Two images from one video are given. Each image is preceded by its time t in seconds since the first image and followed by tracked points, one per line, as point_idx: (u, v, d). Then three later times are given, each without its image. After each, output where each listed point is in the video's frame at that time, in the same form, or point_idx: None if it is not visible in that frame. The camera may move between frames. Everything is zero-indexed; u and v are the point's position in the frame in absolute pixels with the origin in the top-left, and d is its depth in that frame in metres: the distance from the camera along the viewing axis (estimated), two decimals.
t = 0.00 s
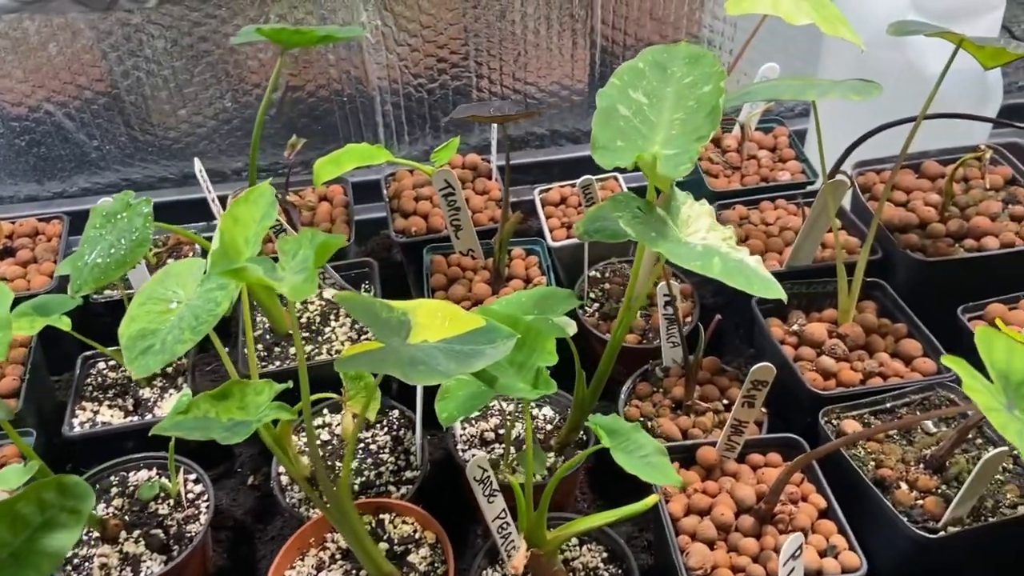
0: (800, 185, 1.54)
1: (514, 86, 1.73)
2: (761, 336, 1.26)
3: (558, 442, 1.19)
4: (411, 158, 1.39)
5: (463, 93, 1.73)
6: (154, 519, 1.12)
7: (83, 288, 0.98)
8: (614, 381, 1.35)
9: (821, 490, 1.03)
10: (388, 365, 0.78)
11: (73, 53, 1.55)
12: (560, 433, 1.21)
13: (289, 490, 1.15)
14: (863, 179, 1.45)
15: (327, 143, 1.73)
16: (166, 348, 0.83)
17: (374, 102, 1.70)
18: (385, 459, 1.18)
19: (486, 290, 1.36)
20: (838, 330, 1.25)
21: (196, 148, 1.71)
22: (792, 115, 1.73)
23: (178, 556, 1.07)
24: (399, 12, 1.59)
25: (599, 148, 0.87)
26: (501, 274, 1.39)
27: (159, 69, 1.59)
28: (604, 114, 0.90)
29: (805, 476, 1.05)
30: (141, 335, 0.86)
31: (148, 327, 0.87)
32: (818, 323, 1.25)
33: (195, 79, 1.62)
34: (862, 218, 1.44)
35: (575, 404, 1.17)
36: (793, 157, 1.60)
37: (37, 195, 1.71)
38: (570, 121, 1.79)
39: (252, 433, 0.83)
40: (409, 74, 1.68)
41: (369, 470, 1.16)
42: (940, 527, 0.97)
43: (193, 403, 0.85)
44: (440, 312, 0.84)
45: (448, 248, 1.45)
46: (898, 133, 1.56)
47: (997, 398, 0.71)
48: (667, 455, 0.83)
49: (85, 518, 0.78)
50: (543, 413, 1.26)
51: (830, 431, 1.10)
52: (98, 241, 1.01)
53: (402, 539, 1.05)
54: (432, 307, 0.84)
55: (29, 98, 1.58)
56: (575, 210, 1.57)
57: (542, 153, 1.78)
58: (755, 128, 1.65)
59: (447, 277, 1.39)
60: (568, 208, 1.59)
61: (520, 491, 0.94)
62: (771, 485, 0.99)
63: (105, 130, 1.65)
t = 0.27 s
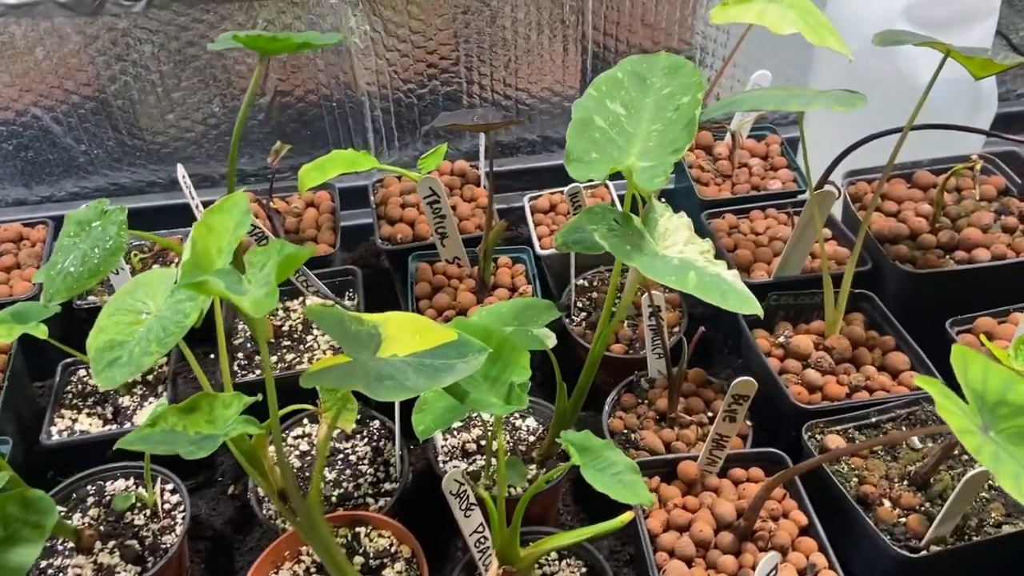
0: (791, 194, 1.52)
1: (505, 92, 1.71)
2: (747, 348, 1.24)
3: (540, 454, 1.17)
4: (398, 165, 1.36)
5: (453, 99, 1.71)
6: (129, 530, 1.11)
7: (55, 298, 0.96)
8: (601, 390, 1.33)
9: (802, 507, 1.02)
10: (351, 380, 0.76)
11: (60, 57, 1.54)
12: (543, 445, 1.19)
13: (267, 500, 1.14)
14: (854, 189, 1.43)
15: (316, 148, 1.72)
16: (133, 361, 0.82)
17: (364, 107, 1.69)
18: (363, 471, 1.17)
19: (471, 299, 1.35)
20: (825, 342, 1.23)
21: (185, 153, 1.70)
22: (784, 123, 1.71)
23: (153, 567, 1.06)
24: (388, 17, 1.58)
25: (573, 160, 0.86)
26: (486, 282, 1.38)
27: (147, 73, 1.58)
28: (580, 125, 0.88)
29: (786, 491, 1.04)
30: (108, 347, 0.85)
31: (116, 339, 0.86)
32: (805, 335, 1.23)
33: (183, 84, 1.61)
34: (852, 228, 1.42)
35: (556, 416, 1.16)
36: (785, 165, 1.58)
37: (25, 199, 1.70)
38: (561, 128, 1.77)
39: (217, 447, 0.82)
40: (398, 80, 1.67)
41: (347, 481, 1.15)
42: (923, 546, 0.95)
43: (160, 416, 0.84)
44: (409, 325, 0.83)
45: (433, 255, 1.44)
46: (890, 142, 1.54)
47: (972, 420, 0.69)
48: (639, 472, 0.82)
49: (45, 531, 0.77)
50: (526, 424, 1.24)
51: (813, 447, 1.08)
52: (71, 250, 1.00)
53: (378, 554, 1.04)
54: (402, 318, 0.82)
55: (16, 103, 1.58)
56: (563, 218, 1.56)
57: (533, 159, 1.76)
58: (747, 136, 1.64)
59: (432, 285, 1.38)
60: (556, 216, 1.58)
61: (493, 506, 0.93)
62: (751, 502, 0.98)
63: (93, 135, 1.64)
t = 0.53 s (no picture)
0: (789, 201, 1.49)
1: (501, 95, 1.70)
2: (740, 358, 1.22)
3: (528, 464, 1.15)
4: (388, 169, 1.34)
5: (449, 101, 1.70)
6: (110, 537, 1.10)
7: (33, 302, 0.95)
8: (593, 399, 1.31)
9: (792, 522, 0.99)
10: (323, 392, 0.74)
11: (53, 57, 1.53)
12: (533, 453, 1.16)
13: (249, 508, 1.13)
14: (853, 197, 1.40)
15: (310, 150, 1.71)
16: (105, 368, 0.80)
17: (359, 109, 1.67)
18: (348, 480, 1.15)
19: (461, 305, 1.33)
20: (819, 353, 1.21)
21: (179, 154, 1.68)
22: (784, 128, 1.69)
23: None
24: (383, 19, 1.56)
25: (554, 165, 0.84)
26: (476, 288, 1.36)
27: (140, 74, 1.57)
28: (564, 130, 0.86)
29: (776, 507, 1.01)
30: (82, 354, 0.83)
31: (89, 346, 0.84)
32: (799, 346, 1.21)
33: (177, 84, 1.59)
34: (851, 236, 1.40)
35: (543, 426, 1.14)
36: (784, 172, 1.56)
37: (18, 200, 1.69)
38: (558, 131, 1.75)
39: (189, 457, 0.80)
40: (394, 82, 1.65)
41: (331, 490, 1.13)
42: (915, 565, 0.93)
43: (132, 425, 0.82)
44: (385, 334, 0.81)
45: (424, 261, 1.42)
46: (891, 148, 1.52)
47: (960, 439, 0.67)
48: (620, 489, 0.80)
49: (10, 539, 0.81)
50: (515, 433, 1.22)
51: (805, 461, 1.06)
52: (50, 253, 0.99)
53: (358, 565, 1.02)
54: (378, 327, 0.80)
55: (8, 103, 1.57)
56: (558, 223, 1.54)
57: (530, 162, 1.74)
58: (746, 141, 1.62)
59: (421, 290, 1.36)
60: (551, 221, 1.56)
61: (473, 519, 0.91)
62: (738, 517, 0.96)
63: (86, 135, 1.63)
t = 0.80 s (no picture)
0: (793, 207, 1.48)
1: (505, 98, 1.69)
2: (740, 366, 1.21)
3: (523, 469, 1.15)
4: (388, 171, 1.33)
5: (453, 104, 1.69)
6: (106, 537, 1.10)
7: (29, 303, 0.95)
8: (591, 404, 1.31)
9: (788, 532, 0.99)
10: (312, 397, 0.74)
11: (58, 58, 1.54)
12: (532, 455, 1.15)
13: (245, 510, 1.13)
14: (857, 203, 1.39)
15: (313, 152, 1.71)
16: (97, 370, 0.80)
17: (362, 111, 1.67)
18: (343, 483, 1.15)
19: (460, 309, 1.33)
20: (820, 361, 1.19)
21: (183, 155, 1.69)
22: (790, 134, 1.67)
23: None
24: (386, 22, 1.55)
25: (548, 172, 0.83)
26: (475, 292, 1.35)
27: (144, 75, 1.57)
28: (558, 136, 0.86)
29: (772, 517, 1.00)
30: (74, 356, 0.84)
31: (82, 347, 0.85)
32: (799, 354, 1.20)
33: (181, 85, 1.60)
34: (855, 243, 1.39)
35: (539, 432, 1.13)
36: (788, 177, 1.55)
37: (23, 199, 1.70)
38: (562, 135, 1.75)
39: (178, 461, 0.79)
40: (397, 85, 1.65)
41: (326, 493, 1.13)
42: None
43: (123, 427, 0.82)
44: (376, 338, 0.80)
45: (424, 264, 1.42)
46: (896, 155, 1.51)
47: (952, 453, 0.67)
48: (610, 498, 0.80)
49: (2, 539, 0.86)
50: (512, 438, 1.21)
51: (802, 471, 1.05)
52: (46, 254, 0.99)
53: (351, 570, 1.02)
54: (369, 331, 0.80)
55: (13, 103, 1.58)
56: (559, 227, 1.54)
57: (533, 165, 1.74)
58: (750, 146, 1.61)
59: (420, 293, 1.36)
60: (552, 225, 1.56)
61: (464, 526, 0.91)
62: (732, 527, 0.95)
63: (91, 135, 1.64)
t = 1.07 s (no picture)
0: (800, 207, 1.48)
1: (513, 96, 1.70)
2: (743, 364, 1.21)
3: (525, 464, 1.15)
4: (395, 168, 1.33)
5: (461, 101, 1.70)
6: (111, 526, 1.11)
7: (38, 293, 0.96)
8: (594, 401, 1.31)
9: (788, 530, 0.99)
10: (312, 386, 0.74)
11: (71, 53, 1.55)
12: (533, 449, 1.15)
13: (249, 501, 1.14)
14: (864, 203, 1.38)
15: (322, 148, 1.72)
16: (103, 358, 0.81)
17: (371, 108, 1.68)
18: (346, 475, 1.15)
19: (464, 304, 1.34)
20: (823, 360, 1.19)
21: (193, 150, 1.70)
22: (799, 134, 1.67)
23: (132, 564, 1.06)
24: (395, 19, 1.57)
25: (549, 167, 0.84)
26: (480, 288, 1.36)
27: (156, 70, 1.59)
28: (560, 131, 0.86)
29: (772, 514, 1.01)
30: (81, 344, 0.85)
31: (89, 336, 0.86)
32: (803, 352, 1.20)
33: (191, 81, 1.61)
34: (861, 243, 1.38)
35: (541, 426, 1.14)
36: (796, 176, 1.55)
37: (36, 192, 1.72)
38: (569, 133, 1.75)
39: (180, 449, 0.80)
40: (406, 82, 1.66)
41: (329, 486, 1.14)
42: None
43: (128, 415, 0.83)
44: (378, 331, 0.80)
45: (430, 260, 1.42)
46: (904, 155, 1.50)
47: (948, 450, 0.67)
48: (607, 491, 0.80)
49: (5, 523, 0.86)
50: (514, 433, 1.22)
51: (804, 468, 1.05)
52: (55, 244, 1.01)
53: (352, 561, 1.02)
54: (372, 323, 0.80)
55: (27, 97, 1.60)
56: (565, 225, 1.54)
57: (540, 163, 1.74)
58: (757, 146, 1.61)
59: (425, 289, 1.37)
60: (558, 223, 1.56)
61: (463, 517, 0.91)
62: (732, 523, 0.95)
63: (102, 130, 1.66)
